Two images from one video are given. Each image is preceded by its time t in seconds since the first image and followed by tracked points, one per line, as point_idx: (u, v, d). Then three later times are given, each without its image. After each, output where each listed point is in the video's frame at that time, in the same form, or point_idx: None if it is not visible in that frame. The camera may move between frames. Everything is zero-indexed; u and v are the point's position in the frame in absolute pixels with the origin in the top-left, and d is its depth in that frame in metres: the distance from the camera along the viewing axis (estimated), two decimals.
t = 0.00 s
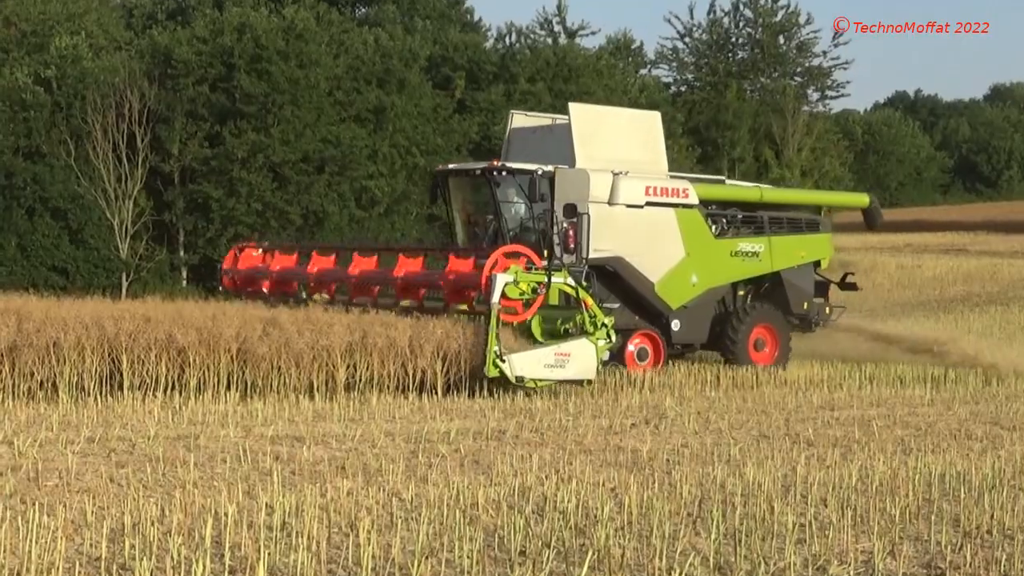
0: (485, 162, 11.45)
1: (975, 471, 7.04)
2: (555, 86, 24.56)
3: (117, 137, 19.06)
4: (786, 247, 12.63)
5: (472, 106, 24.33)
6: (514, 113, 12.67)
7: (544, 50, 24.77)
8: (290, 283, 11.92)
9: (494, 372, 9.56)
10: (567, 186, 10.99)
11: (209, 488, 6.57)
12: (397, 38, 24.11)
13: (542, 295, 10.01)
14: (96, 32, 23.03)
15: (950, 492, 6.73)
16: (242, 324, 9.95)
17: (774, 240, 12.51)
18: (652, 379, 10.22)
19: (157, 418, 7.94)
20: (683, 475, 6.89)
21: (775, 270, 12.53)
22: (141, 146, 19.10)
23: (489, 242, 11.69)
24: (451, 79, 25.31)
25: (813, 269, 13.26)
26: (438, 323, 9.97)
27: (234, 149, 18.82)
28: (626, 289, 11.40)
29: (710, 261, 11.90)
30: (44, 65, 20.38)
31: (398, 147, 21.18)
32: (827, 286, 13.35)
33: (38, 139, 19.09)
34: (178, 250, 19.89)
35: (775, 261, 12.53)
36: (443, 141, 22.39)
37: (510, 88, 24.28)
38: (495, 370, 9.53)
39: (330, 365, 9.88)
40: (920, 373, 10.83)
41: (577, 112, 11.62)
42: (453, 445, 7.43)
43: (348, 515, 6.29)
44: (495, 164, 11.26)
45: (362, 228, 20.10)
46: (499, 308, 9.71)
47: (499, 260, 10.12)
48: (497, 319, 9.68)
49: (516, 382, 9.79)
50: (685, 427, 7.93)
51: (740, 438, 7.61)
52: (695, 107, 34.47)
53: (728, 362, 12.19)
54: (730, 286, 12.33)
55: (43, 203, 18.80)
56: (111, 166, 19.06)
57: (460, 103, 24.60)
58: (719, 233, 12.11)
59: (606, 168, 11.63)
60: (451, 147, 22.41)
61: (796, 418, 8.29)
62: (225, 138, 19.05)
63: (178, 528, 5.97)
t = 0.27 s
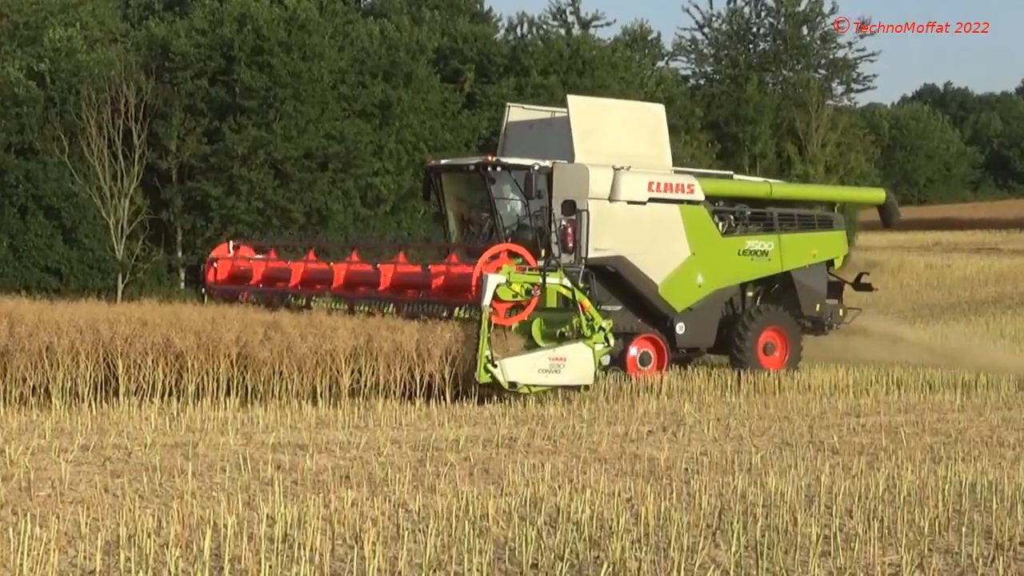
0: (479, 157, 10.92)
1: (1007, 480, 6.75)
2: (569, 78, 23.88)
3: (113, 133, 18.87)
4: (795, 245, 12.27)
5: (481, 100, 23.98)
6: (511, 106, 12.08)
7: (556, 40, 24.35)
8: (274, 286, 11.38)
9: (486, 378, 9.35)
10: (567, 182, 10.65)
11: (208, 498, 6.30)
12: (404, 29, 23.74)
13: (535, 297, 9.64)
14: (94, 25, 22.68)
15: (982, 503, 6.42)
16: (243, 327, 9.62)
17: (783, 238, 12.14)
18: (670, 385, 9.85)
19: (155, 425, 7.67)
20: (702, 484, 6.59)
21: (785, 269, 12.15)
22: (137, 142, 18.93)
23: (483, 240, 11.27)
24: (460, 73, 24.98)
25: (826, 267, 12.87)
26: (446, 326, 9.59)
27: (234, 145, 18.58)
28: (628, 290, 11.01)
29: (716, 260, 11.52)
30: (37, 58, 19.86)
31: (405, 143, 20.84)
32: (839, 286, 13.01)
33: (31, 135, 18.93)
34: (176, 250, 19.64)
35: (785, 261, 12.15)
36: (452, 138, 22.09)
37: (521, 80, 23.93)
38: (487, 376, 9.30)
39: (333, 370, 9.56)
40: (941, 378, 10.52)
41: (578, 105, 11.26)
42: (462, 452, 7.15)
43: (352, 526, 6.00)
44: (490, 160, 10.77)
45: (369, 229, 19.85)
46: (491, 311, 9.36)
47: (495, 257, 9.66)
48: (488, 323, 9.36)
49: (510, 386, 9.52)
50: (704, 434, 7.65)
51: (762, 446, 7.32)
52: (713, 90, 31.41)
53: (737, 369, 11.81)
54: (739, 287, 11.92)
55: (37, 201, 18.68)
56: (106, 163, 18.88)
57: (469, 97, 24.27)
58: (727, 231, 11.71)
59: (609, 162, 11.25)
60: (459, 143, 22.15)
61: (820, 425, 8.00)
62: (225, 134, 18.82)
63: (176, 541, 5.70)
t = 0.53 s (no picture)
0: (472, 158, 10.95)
1: (1019, 483, 6.72)
2: (578, 80, 23.84)
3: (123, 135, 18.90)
4: (794, 247, 12.25)
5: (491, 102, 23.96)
6: (506, 107, 12.17)
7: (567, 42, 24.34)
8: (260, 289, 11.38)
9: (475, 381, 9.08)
10: (562, 184, 10.64)
11: (218, 502, 6.29)
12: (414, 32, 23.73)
13: (526, 299, 9.49)
14: (101, 25, 22.65)
15: (994, 506, 6.39)
16: (252, 330, 9.64)
17: (781, 240, 12.12)
18: (680, 388, 9.84)
19: (165, 429, 7.67)
20: (712, 487, 6.56)
21: (783, 271, 12.13)
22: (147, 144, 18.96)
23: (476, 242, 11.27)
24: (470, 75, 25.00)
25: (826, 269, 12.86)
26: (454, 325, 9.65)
27: (244, 148, 18.65)
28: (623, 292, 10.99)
29: (713, 262, 11.51)
30: (48, 62, 19.89)
31: (415, 145, 20.78)
32: (840, 288, 12.97)
33: (41, 139, 19.02)
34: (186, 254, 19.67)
35: (783, 263, 12.13)
36: (462, 140, 22.09)
37: (532, 83, 23.93)
38: (476, 379, 9.04)
39: (343, 373, 9.51)
40: (949, 380, 10.47)
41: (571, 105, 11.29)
42: (472, 455, 7.15)
43: (363, 530, 5.98)
44: (484, 161, 10.77)
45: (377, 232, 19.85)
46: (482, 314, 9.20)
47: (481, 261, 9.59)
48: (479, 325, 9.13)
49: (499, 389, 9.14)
50: (716, 437, 7.63)
51: (773, 448, 7.29)
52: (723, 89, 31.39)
53: (734, 370, 11.75)
54: (736, 288, 11.90)
55: (47, 205, 18.85)
56: (116, 167, 18.87)
57: (479, 100, 24.29)
58: (724, 233, 11.70)
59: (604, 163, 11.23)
60: (471, 145, 21.95)
61: (831, 427, 7.98)
62: (234, 137, 18.87)
63: (186, 544, 5.69)
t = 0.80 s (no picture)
0: (468, 161, 10.97)
1: None
2: (588, 84, 23.96)
3: (134, 141, 18.74)
4: (793, 249, 12.21)
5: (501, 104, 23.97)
6: (503, 110, 12.23)
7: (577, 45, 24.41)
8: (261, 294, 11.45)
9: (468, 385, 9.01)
10: (558, 188, 10.58)
11: (229, 506, 6.30)
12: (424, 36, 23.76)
13: (518, 303, 9.52)
14: (111, 30, 22.69)
15: (1006, 509, 6.37)
16: (263, 334, 9.62)
17: (780, 242, 12.08)
18: (690, 391, 9.82)
19: (175, 433, 7.68)
20: (724, 491, 6.54)
21: (782, 274, 12.09)
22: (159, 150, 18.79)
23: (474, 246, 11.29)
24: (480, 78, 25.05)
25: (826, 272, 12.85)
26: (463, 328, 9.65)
27: (253, 151, 18.71)
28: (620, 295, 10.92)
29: (711, 265, 11.46)
30: (58, 65, 19.80)
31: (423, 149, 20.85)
32: (840, 291, 12.95)
33: (53, 143, 18.95)
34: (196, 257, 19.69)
35: (782, 265, 12.10)
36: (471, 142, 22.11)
37: (542, 86, 23.97)
38: (468, 382, 8.98)
39: (354, 377, 9.52)
40: (958, 383, 10.44)
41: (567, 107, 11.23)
42: (482, 460, 7.15)
43: (374, 533, 5.97)
44: (479, 163, 10.78)
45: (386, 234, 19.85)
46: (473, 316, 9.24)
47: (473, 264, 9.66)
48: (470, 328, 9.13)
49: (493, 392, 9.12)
50: (726, 440, 7.63)
51: (784, 452, 7.29)
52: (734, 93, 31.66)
53: (732, 373, 11.70)
54: (735, 291, 11.88)
55: (59, 210, 18.76)
56: (128, 172, 18.73)
57: (489, 102, 24.32)
58: (722, 235, 11.66)
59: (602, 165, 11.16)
60: (481, 148, 21.84)
61: (842, 430, 7.99)
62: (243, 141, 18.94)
63: (198, 547, 5.69)
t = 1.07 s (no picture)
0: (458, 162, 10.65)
1: None
2: (601, 83, 23.73)
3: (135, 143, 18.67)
4: (799, 252, 11.89)
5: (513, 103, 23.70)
6: (496, 110, 11.76)
7: (589, 43, 24.24)
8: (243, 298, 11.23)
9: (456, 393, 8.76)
10: (553, 190, 10.34)
11: (233, 518, 6.13)
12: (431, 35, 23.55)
13: (509, 306, 9.31)
14: (112, 30, 22.53)
15: None
16: (267, 341, 9.43)
17: (785, 245, 11.76)
18: (707, 398, 9.63)
19: (178, 443, 7.51)
20: (740, 502, 6.36)
21: (787, 277, 11.77)
22: (159, 152, 18.75)
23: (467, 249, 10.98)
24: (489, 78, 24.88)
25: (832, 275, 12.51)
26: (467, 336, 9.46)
27: (258, 154, 18.62)
28: (618, 300, 10.66)
29: (713, 269, 11.17)
30: (59, 67, 19.78)
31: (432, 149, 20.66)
32: (847, 295, 12.57)
33: (52, 145, 18.84)
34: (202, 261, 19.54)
35: (787, 269, 11.77)
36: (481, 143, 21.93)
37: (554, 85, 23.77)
38: (456, 390, 8.73)
39: (360, 387, 9.31)
40: (975, 391, 10.22)
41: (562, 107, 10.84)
42: (493, 470, 6.97)
43: (381, 546, 5.80)
44: (471, 164, 10.44)
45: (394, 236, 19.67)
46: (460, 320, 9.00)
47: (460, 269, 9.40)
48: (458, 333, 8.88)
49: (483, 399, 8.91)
50: (744, 449, 7.44)
51: (803, 462, 7.12)
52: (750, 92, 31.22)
53: (733, 382, 11.34)
54: (739, 296, 11.54)
55: (58, 213, 18.74)
56: (128, 175, 18.65)
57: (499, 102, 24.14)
58: (724, 238, 11.37)
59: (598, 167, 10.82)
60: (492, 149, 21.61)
61: (863, 439, 7.80)
62: (247, 144, 18.83)
63: (200, 562, 5.52)
